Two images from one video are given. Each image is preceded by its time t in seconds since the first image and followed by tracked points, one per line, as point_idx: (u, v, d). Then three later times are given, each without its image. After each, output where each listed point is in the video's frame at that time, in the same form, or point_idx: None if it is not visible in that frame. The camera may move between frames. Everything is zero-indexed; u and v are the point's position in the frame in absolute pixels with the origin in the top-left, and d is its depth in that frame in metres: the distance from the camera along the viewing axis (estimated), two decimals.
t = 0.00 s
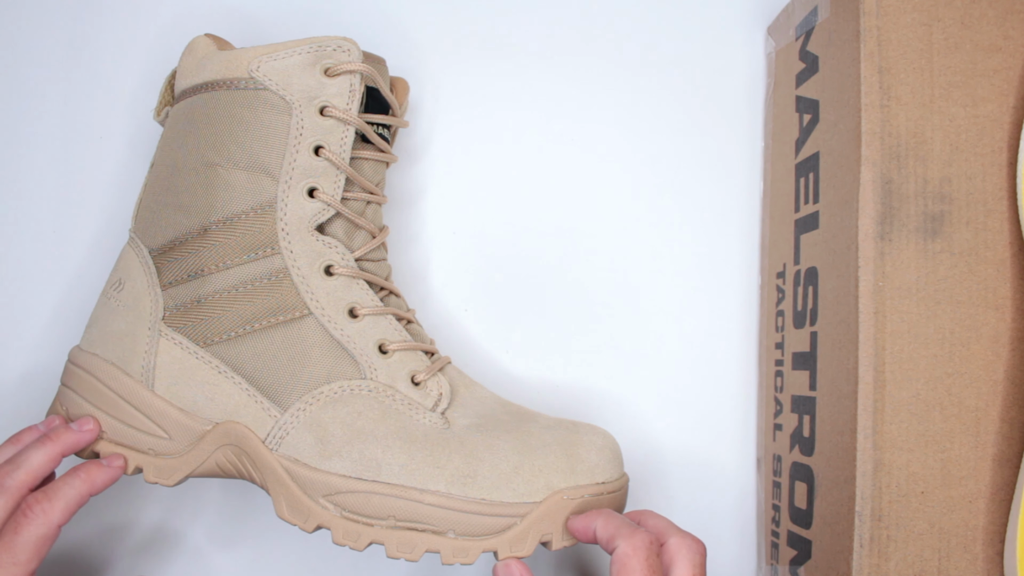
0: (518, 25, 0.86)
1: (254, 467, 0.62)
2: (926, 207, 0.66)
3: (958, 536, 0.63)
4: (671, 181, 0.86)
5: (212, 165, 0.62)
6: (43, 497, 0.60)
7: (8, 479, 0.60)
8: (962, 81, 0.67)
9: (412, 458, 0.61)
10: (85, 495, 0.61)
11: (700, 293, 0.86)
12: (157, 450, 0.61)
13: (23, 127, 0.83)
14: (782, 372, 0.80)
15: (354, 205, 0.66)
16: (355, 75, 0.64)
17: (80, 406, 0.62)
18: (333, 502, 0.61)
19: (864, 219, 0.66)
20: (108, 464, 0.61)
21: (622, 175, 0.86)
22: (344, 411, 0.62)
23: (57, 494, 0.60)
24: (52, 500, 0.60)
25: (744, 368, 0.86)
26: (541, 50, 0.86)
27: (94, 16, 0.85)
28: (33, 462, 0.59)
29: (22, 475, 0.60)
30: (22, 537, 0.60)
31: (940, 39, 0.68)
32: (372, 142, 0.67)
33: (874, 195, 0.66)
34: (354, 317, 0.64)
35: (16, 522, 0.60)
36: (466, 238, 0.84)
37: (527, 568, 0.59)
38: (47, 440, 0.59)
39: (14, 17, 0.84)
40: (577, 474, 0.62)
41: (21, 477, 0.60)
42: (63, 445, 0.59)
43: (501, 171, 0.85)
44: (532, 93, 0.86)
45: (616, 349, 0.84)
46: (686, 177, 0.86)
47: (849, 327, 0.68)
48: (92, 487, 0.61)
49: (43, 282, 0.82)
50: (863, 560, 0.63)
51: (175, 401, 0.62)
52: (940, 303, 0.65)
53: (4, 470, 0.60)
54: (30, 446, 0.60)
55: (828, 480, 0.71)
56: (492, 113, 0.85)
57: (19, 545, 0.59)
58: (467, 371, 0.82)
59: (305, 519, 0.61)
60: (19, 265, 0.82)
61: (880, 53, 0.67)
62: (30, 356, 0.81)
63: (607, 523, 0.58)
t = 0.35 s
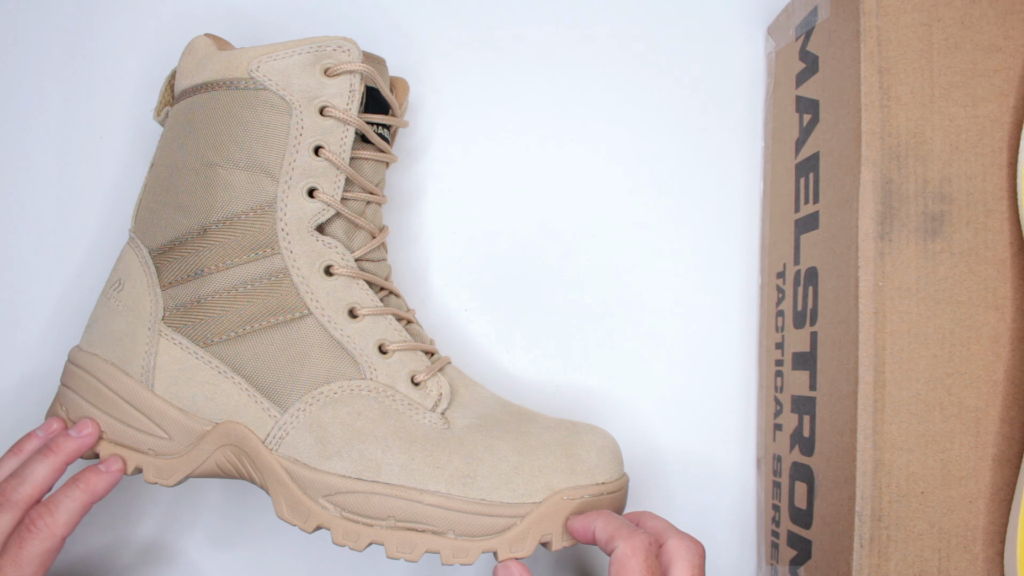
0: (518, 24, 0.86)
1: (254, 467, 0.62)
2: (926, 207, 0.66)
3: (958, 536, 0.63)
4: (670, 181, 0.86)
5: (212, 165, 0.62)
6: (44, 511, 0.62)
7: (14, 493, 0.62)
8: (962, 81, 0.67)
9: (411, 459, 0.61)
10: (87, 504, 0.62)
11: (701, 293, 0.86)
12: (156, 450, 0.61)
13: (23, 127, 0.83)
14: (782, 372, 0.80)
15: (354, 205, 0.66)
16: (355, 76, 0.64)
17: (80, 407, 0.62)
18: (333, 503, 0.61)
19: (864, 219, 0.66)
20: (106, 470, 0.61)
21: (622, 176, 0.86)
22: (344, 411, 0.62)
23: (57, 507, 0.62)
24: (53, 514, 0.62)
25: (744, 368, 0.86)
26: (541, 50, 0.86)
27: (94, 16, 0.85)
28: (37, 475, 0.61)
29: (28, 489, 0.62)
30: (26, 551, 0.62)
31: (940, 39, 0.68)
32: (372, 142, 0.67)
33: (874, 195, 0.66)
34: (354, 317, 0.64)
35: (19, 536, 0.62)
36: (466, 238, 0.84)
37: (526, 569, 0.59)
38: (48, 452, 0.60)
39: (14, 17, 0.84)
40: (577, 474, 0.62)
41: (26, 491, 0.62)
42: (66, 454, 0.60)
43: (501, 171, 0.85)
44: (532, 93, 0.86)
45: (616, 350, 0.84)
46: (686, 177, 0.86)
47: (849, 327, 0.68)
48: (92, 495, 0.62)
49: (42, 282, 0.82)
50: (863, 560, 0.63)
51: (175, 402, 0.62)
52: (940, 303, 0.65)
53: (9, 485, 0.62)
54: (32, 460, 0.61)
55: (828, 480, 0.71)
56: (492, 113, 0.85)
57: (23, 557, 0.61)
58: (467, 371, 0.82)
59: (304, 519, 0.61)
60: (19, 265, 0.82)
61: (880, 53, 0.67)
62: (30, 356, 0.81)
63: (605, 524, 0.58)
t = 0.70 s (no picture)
0: (518, 24, 0.86)
1: (254, 467, 0.62)
2: (926, 207, 0.66)
3: (958, 536, 0.63)
4: (670, 180, 0.86)
5: (212, 166, 0.62)
6: (48, 519, 0.62)
7: (21, 503, 0.63)
8: (962, 81, 0.67)
9: (412, 459, 0.61)
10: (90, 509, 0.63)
11: (701, 293, 0.86)
12: (156, 450, 0.61)
13: (22, 126, 0.83)
14: (782, 372, 0.80)
15: (354, 205, 0.66)
16: (355, 76, 0.64)
17: (80, 407, 0.62)
18: (333, 503, 0.61)
19: (864, 219, 0.66)
20: (105, 473, 0.61)
21: (622, 176, 0.86)
22: (344, 411, 0.62)
23: (59, 515, 0.63)
24: (57, 522, 0.63)
25: (744, 368, 0.86)
26: (541, 50, 0.86)
27: (94, 16, 0.85)
28: (43, 484, 0.63)
29: (35, 498, 0.63)
30: (34, 559, 0.63)
31: (940, 39, 0.68)
32: (372, 142, 0.67)
33: (874, 195, 0.66)
34: (354, 317, 0.64)
35: (27, 546, 0.63)
36: (466, 237, 0.84)
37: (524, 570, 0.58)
38: (50, 460, 0.61)
39: (14, 17, 0.84)
40: (577, 474, 0.62)
41: (32, 501, 0.63)
42: (69, 460, 0.60)
43: (501, 171, 0.85)
44: (532, 93, 0.86)
45: (616, 350, 0.84)
46: (686, 177, 0.86)
47: (849, 327, 0.68)
48: (95, 500, 0.63)
49: (42, 282, 0.82)
50: (863, 560, 0.63)
51: (174, 402, 0.62)
52: (940, 303, 0.65)
53: (15, 495, 0.63)
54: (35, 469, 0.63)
55: (828, 480, 0.71)
56: (492, 113, 0.85)
57: (32, 565, 0.63)
58: (467, 371, 0.82)
59: (304, 519, 0.61)
60: (18, 265, 0.82)
61: (880, 53, 0.67)
62: (30, 356, 0.81)
63: (604, 525, 0.58)
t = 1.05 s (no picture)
0: (518, 24, 0.86)
1: (253, 468, 0.62)
2: (926, 207, 0.66)
3: (958, 537, 0.63)
4: (670, 180, 0.86)
5: (211, 166, 0.62)
6: (45, 519, 0.62)
7: (18, 502, 0.63)
8: (962, 81, 0.67)
9: (412, 459, 0.61)
10: (87, 510, 0.63)
11: (701, 293, 0.86)
12: (156, 450, 0.61)
13: (22, 126, 0.83)
14: (782, 372, 0.80)
15: (353, 205, 0.66)
16: (354, 76, 0.64)
17: (80, 407, 0.62)
18: (333, 503, 0.61)
19: (864, 219, 0.66)
20: (103, 474, 0.62)
21: (622, 176, 0.86)
22: (344, 411, 0.62)
23: (56, 515, 0.62)
24: (53, 523, 0.62)
25: (744, 368, 0.86)
26: (541, 50, 0.86)
27: (93, 16, 0.85)
28: (40, 483, 0.63)
29: (32, 498, 0.63)
30: (26, 559, 0.62)
31: (940, 39, 0.68)
32: (372, 142, 0.67)
33: (874, 195, 0.66)
34: (354, 317, 0.64)
35: (20, 544, 0.62)
36: (466, 237, 0.84)
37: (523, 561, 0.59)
38: (49, 461, 0.61)
39: (14, 17, 0.84)
40: (577, 474, 0.62)
41: (30, 501, 0.63)
42: (67, 460, 0.60)
43: (501, 171, 0.85)
44: (532, 93, 0.86)
45: (616, 350, 0.84)
46: (686, 177, 0.86)
47: (849, 327, 0.68)
48: (92, 501, 0.63)
49: (41, 282, 0.82)
50: (863, 560, 0.63)
51: (174, 402, 0.62)
52: (940, 303, 0.65)
53: (14, 495, 0.63)
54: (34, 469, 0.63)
55: (828, 480, 0.71)
56: (492, 113, 0.85)
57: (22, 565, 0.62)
58: (467, 371, 0.82)
59: (304, 519, 0.61)
60: (18, 265, 0.82)
61: (880, 53, 0.67)
62: (30, 356, 0.81)
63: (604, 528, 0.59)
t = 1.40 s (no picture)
0: (518, 24, 0.86)
1: (254, 467, 0.62)
2: (926, 207, 0.66)
3: (958, 536, 0.63)
4: (670, 180, 0.86)
5: (212, 165, 0.62)
6: (46, 517, 0.63)
7: (19, 501, 0.63)
8: (962, 81, 0.67)
9: (412, 458, 0.61)
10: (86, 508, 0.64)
11: (701, 292, 0.86)
12: (157, 449, 0.62)
13: (23, 126, 0.83)
14: (782, 372, 0.80)
15: (354, 204, 0.66)
16: (355, 75, 0.64)
17: (81, 406, 0.62)
18: (334, 502, 0.61)
19: (864, 219, 0.66)
20: (104, 473, 0.62)
21: (622, 176, 0.86)
22: (344, 410, 0.62)
23: (57, 512, 0.63)
24: (54, 521, 0.63)
25: (744, 368, 0.86)
26: (541, 50, 0.86)
27: (94, 16, 0.85)
28: (41, 481, 0.63)
29: (33, 496, 0.63)
30: (29, 557, 0.63)
31: (940, 39, 0.68)
32: (372, 141, 0.67)
33: (874, 195, 0.66)
34: (355, 316, 0.64)
35: (21, 542, 0.63)
36: (466, 237, 0.84)
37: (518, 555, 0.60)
38: (50, 459, 0.61)
39: (15, 16, 0.85)
40: (577, 473, 0.63)
41: (31, 499, 0.64)
42: (68, 458, 0.61)
43: (501, 171, 0.85)
44: (532, 93, 0.86)
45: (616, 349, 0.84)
46: (686, 177, 0.86)
47: (849, 327, 0.68)
48: (93, 499, 0.63)
49: (42, 282, 0.82)
50: (863, 560, 0.63)
51: (175, 401, 0.62)
52: (940, 303, 0.65)
53: (14, 493, 0.63)
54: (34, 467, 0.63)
55: (828, 480, 0.71)
56: (492, 113, 0.85)
57: (25, 563, 0.63)
58: (467, 371, 0.82)
59: (305, 518, 0.61)
60: (19, 264, 0.82)
61: (880, 53, 0.67)
62: (31, 355, 0.81)
63: (605, 503, 0.60)
